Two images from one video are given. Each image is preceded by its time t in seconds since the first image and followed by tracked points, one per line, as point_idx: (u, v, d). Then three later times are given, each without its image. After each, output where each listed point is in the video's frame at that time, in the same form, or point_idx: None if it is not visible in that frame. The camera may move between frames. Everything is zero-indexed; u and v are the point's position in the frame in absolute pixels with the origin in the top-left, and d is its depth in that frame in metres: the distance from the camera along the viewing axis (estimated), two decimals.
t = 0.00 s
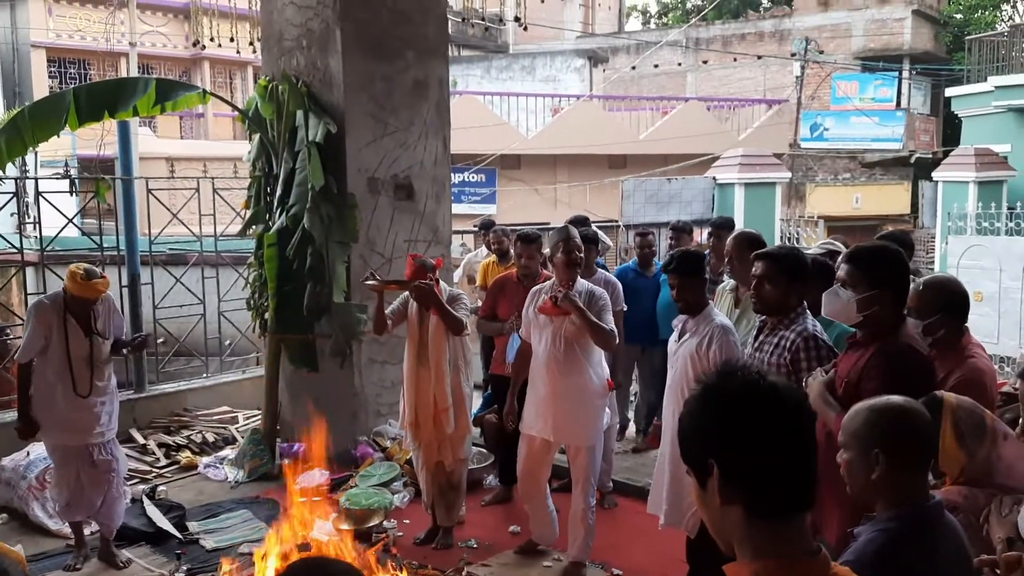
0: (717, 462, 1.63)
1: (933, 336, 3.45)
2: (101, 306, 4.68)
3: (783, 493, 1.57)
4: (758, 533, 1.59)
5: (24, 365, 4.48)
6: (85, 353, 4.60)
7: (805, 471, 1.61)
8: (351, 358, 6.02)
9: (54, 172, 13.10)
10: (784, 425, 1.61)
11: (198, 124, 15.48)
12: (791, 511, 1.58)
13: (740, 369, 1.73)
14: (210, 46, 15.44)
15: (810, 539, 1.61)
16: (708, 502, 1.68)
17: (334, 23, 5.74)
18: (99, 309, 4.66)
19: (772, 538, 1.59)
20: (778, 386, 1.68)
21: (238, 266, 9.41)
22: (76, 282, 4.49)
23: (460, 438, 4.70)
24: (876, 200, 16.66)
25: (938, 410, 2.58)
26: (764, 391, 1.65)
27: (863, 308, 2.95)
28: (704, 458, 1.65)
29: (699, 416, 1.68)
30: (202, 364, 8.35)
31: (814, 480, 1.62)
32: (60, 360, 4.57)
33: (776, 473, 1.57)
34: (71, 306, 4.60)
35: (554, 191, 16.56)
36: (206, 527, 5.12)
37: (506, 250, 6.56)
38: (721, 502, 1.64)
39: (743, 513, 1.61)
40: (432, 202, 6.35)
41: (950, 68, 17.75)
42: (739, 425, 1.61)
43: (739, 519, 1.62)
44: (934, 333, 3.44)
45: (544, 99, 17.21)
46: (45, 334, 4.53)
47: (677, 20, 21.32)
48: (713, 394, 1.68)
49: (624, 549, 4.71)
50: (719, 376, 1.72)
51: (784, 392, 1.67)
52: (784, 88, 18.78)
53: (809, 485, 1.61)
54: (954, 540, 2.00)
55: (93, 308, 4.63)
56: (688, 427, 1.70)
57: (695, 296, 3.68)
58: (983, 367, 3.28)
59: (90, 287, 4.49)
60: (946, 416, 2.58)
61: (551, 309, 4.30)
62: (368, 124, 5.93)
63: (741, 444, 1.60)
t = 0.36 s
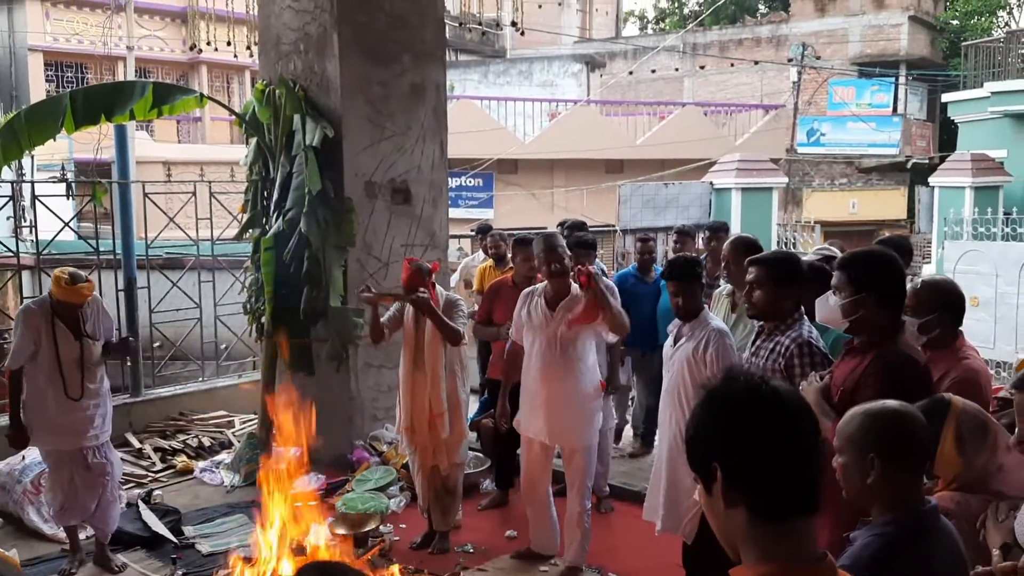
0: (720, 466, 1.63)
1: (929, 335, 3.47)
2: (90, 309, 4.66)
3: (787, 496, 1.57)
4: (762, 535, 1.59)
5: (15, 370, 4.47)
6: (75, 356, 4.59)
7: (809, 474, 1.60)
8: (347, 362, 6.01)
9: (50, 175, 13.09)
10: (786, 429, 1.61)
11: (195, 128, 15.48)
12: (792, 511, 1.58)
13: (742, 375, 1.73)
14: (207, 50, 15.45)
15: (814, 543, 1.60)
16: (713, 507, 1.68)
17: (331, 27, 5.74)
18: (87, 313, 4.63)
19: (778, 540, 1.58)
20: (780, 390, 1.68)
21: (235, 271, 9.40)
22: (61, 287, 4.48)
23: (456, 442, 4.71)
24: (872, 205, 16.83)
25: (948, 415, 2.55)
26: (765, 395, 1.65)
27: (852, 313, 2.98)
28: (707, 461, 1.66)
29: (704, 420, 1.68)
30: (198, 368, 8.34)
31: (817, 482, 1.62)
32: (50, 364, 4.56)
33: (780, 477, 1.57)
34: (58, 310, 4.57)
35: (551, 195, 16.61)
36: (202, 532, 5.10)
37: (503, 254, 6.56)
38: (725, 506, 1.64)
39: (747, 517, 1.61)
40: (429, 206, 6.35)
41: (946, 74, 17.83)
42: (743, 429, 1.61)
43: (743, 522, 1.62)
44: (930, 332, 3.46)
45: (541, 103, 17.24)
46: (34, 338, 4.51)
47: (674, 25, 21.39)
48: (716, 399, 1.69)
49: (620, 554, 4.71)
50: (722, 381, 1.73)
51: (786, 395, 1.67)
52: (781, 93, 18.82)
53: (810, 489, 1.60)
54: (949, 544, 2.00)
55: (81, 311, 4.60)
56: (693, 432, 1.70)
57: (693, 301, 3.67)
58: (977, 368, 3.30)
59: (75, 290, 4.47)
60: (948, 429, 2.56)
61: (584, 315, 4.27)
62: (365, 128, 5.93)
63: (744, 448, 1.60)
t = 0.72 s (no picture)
0: (725, 470, 1.63)
1: (928, 336, 3.48)
2: (83, 310, 4.65)
3: (792, 499, 1.57)
4: (766, 541, 1.59)
5: (10, 374, 4.48)
6: (69, 359, 4.58)
7: (814, 478, 1.60)
8: (345, 365, 6.03)
9: (48, 178, 13.09)
10: (791, 433, 1.61)
11: (193, 131, 15.48)
12: (797, 515, 1.57)
13: (744, 379, 1.73)
14: (205, 54, 15.45)
15: (819, 548, 1.60)
16: (718, 512, 1.68)
17: (330, 30, 5.75)
18: (79, 314, 4.63)
19: (784, 544, 1.58)
20: (783, 394, 1.68)
21: (233, 274, 9.41)
22: (51, 288, 4.47)
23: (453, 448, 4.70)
24: (869, 210, 16.74)
25: (959, 419, 2.57)
26: (766, 399, 1.65)
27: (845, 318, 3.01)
28: (711, 466, 1.66)
29: (709, 423, 1.68)
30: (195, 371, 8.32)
31: (822, 485, 1.61)
32: (45, 367, 4.56)
33: (786, 481, 1.56)
34: (51, 313, 4.56)
35: (549, 199, 16.60)
36: (199, 535, 5.09)
37: (501, 258, 6.53)
38: (730, 510, 1.64)
39: (751, 521, 1.61)
40: (427, 210, 6.35)
41: (943, 79, 17.88)
42: (748, 434, 1.61)
43: (748, 526, 1.62)
44: (930, 331, 3.47)
45: (539, 107, 17.25)
46: (28, 341, 4.51)
47: (673, 30, 21.47)
48: (720, 403, 1.69)
49: (617, 558, 4.69)
50: (725, 386, 1.73)
51: (789, 399, 1.67)
52: (778, 97, 18.99)
53: (815, 493, 1.60)
54: (948, 547, 2.00)
55: (74, 314, 4.60)
56: (697, 436, 1.70)
57: (693, 304, 3.66)
58: (975, 369, 3.32)
59: (66, 292, 4.47)
60: (955, 434, 2.56)
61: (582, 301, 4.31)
62: (363, 131, 5.93)
63: (748, 451, 1.60)
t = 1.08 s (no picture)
0: (722, 473, 1.62)
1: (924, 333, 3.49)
2: (78, 312, 4.63)
3: (790, 502, 1.56)
4: (765, 544, 1.58)
5: (6, 377, 4.47)
6: (65, 361, 4.56)
7: (811, 481, 1.59)
8: (343, 368, 6.01)
9: (46, 180, 13.09)
10: (789, 437, 1.61)
11: (191, 133, 15.49)
12: (794, 519, 1.57)
13: (740, 382, 1.72)
14: (203, 56, 15.46)
15: (816, 551, 1.60)
16: (716, 515, 1.67)
17: (327, 33, 5.75)
18: (75, 316, 4.61)
19: (783, 546, 1.57)
20: (780, 397, 1.68)
21: (231, 276, 9.40)
22: (47, 289, 4.47)
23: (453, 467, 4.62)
24: (867, 213, 16.84)
25: (968, 424, 2.57)
26: (765, 402, 1.65)
27: (847, 327, 2.98)
28: (708, 468, 1.65)
29: (706, 425, 1.67)
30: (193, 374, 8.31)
31: (819, 487, 1.61)
32: (41, 370, 4.54)
33: (784, 483, 1.56)
34: (48, 315, 4.55)
35: (547, 202, 16.58)
36: (196, 538, 5.07)
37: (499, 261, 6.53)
38: (728, 514, 1.63)
39: (749, 524, 1.60)
40: (425, 212, 6.36)
41: (941, 82, 17.93)
42: (745, 436, 1.61)
43: (747, 529, 1.61)
44: (926, 329, 3.47)
45: (537, 110, 17.27)
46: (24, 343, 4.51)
47: (670, 33, 21.52)
48: (718, 405, 1.68)
49: (614, 562, 4.69)
50: (723, 388, 1.72)
51: (786, 403, 1.67)
52: (776, 100, 18.96)
53: (813, 496, 1.60)
54: (946, 550, 1.99)
55: (70, 316, 4.59)
56: (695, 439, 1.69)
57: (690, 308, 3.67)
58: (971, 368, 3.35)
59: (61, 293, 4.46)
60: (962, 439, 2.56)
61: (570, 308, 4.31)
62: (361, 133, 5.93)
63: (744, 453, 1.59)
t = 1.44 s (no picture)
0: (724, 473, 1.62)
1: (907, 329, 3.51)
2: (78, 317, 4.63)
3: (791, 504, 1.57)
4: (763, 546, 1.59)
5: (4, 381, 4.45)
6: (64, 365, 4.56)
7: (812, 483, 1.60)
8: (341, 371, 6.00)
9: (44, 183, 13.09)
10: (791, 439, 1.61)
11: (189, 136, 15.50)
12: (794, 520, 1.58)
13: (742, 384, 1.72)
14: (201, 59, 15.47)
15: (815, 553, 1.61)
16: (716, 516, 1.67)
17: (326, 36, 5.75)
18: (75, 320, 4.61)
19: (783, 546, 1.58)
20: (783, 398, 1.68)
21: (229, 279, 9.40)
22: (48, 293, 4.45)
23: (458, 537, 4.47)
24: (864, 216, 16.78)
25: (972, 429, 2.58)
26: (769, 404, 1.64)
27: (843, 334, 2.99)
28: (710, 469, 1.64)
29: (708, 425, 1.67)
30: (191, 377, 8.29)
31: (819, 490, 1.62)
32: (40, 375, 4.52)
33: (786, 484, 1.57)
34: (48, 319, 4.54)
35: (546, 205, 16.61)
36: (194, 542, 5.06)
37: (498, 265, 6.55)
38: (728, 514, 1.63)
39: (749, 525, 1.61)
40: (424, 216, 6.37)
41: (939, 86, 17.96)
42: (747, 436, 1.60)
43: (747, 530, 1.61)
44: (910, 326, 3.50)
45: (535, 113, 17.29)
46: (25, 346, 4.49)
47: (669, 36, 21.56)
48: (721, 405, 1.68)
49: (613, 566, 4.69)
50: (726, 388, 1.72)
51: (789, 404, 1.67)
52: (774, 103, 18.95)
53: (812, 497, 1.60)
54: (943, 554, 2.00)
55: (69, 320, 4.58)
56: (696, 439, 1.69)
57: (689, 311, 3.67)
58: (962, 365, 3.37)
59: (63, 298, 4.45)
60: (965, 442, 2.57)
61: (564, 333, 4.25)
62: (360, 137, 5.93)
63: (748, 453, 1.59)
